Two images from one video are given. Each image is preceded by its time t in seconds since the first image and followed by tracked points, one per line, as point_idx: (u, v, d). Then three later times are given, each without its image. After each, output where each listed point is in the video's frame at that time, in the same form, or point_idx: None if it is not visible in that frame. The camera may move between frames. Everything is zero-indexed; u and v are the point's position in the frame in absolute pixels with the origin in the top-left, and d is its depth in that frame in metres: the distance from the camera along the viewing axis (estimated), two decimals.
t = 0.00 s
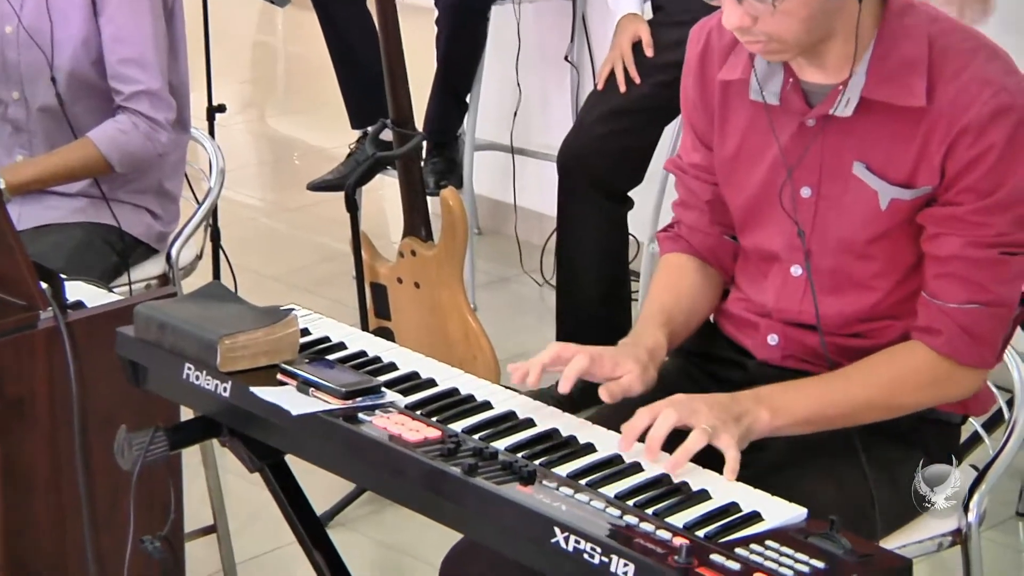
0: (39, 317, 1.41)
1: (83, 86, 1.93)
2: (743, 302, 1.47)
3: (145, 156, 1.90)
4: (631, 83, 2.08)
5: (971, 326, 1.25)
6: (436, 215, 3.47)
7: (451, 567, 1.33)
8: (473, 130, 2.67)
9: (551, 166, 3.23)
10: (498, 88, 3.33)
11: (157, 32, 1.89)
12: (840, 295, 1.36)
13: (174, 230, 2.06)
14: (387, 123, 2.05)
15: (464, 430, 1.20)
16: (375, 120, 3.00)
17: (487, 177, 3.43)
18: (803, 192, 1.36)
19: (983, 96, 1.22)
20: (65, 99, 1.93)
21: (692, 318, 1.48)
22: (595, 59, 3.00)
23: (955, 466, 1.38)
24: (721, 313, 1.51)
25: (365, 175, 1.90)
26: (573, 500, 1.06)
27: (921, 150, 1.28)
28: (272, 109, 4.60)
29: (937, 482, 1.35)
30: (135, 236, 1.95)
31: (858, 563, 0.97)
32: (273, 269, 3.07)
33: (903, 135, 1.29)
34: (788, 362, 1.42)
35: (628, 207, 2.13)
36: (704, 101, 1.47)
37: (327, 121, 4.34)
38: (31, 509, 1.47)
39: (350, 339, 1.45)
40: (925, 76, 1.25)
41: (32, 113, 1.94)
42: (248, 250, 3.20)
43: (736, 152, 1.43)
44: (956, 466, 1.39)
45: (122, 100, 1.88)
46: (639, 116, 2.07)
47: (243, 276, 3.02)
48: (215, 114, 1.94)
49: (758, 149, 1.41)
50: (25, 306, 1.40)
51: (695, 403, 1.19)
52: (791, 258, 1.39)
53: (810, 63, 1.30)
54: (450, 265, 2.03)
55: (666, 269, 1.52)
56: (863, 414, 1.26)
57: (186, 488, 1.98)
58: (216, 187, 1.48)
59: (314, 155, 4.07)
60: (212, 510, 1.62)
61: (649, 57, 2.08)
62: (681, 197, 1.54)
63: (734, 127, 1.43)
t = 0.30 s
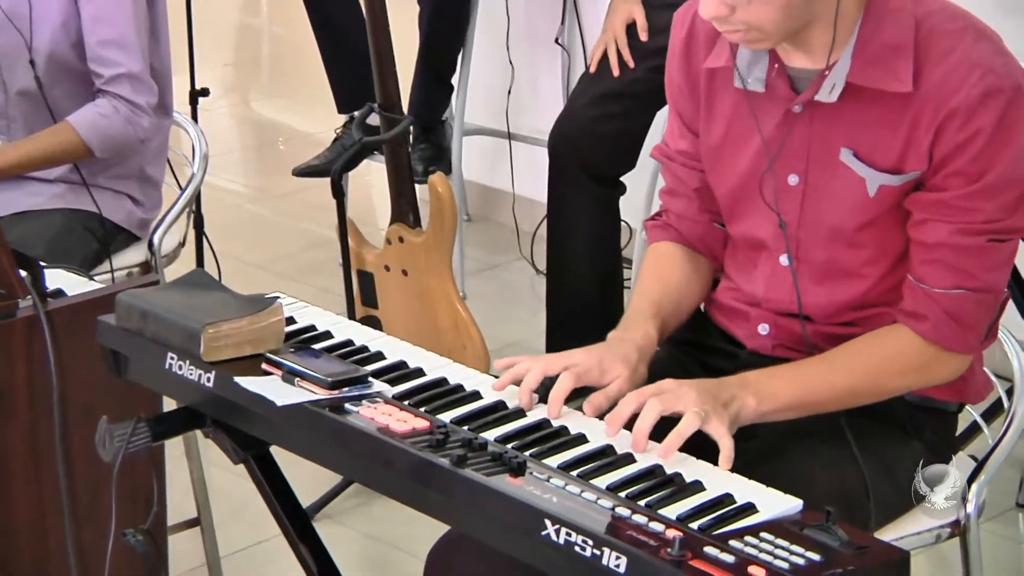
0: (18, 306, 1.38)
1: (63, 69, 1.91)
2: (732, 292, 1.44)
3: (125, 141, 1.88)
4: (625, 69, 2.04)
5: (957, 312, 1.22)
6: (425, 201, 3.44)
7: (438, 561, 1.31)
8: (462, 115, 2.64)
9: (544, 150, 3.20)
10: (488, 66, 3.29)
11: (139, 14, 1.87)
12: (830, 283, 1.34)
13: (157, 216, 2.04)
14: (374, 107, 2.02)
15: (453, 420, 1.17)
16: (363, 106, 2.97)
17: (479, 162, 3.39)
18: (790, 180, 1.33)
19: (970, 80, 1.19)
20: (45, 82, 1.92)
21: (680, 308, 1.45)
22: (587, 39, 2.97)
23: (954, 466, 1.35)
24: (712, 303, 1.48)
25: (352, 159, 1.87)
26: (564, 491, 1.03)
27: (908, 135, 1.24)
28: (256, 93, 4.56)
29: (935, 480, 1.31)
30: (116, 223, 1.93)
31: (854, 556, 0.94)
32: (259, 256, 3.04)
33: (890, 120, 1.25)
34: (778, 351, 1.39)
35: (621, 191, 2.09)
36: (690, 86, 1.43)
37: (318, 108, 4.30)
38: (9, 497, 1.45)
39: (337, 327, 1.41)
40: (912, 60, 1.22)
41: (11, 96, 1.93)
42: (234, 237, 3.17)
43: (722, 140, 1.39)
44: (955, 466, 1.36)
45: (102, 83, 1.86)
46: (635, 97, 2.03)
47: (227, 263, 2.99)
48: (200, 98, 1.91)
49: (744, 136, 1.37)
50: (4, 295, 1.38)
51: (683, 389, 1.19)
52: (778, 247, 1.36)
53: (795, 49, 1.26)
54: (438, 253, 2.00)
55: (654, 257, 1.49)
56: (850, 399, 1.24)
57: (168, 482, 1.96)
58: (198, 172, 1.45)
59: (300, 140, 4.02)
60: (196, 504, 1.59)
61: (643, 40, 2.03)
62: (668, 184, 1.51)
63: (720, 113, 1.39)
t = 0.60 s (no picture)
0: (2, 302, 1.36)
1: (48, 60, 1.89)
2: (729, 289, 1.41)
3: (112, 133, 1.87)
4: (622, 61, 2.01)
5: (959, 309, 1.19)
6: (418, 195, 3.41)
7: (432, 564, 1.28)
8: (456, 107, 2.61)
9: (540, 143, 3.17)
10: (482, 58, 3.26)
11: (126, 6, 1.85)
12: (827, 279, 1.31)
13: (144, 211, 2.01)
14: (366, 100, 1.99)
15: (447, 419, 1.14)
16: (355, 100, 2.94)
17: (477, 155, 3.37)
18: (785, 175, 1.30)
19: (968, 71, 1.16)
20: (29, 74, 1.89)
21: (676, 302, 1.43)
22: (584, 32, 2.95)
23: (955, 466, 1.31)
24: (709, 300, 1.45)
25: (344, 151, 1.83)
26: (561, 492, 1.00)
27: (905, 129, 1.21)
28: (245, 84, 4.52)
29: (935, 480, 1.28)
30: (102, 218, 1.90)
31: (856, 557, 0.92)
32: (249, 252, 3.00)
33: (886, 113, 1.22)
34: (778, 349, 1.36)
35: (619, 185, 2.06)
36: (683, 79, 1.40)
37: (312, 102, 4.26)
38: None
39: (328, 324, 1.38)
40: (907, 52, 1.19)
41: None
42: (225, 232, 3.13)
43: (715, 134, 1.36)
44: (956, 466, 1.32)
45: (88, 74, 1.84)
46: (638, 89, 2.00)
47: (217, 258, 2.96)
48: (187, 91, 1.89)
49: (737, 129, 1.34)
50: None
51: (676, 398, 1.15)
52: (774, 243, 1.33)
53: (787, 40, 1.23)
54: (432, 248, 1.97)
55: (648, 253, 1.46)
56: (854, 401, 1.21)
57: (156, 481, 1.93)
58: (187, 165, 1.43)
59: (290, 132, 3.99)
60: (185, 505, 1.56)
61: (643, 32, 1.99)
62: (660, 177, 1.48)
63: (713, 107, 1.36)
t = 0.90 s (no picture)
0: None
1: (34, 51, 1.87)
2: (733, 283, 1.37)
3: (100, 126, 1.84)
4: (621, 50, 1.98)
5: (969, 301, 1.16)
6: (414, 188, 3.38)
7: (427, 566, 1.25)
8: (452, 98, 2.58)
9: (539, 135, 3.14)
10: (478, 48, 3.23)
11: None
12: (832, 273, 1.28)
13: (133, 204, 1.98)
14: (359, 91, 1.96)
15: (443, 417, 1.11)
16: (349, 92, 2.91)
17: (474, 145, 3.33)
18: (789, 166, 1.27)
19: (975, 56, 1.13)
20: (15, 65, 1.87)
21: (677, 295, 1.40)
22: (583, 23, 2.92)
23: (955, 466, 1.27)
24: (710, 293, 1.42)
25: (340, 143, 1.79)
26: (561, 491, 0.97)
27: (911, 116, 1.18)
28: (237, 74, 4.48)
29: (937, 481, 1.25)
30: (90, 211, 1.87)
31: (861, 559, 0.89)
32: (242, 247, 2.97)
33: (891, 101, 1.19)
34: (781, 344, 1.33)
35: (617, 178, 2.02)
36: (684, 70, 1.37)
37: (307, 94, 4.22)
38: None
39: (321, 320, 1.35)
40: (912, 37, 1.16)
41: None
42: (218, 226, 3.10)
43: (717, 125, 1.33)
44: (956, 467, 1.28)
45: (76, 65, 1.82)
46: (637, 78, 1.97)
47: (208, 253, 2.93)
48: (177, 82, 1.86)
49: (739, 120, 1.31)
50: None
51: (678, 390, 1.12)
52: (778, 236, 1.30)
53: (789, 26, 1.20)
54: (427, 242, 1.94)
55: (649, 248, 1.44)
56: (864, 396, 1.18)
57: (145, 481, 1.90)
58: (177, 158, 1.41)
59: (282, 123, 3.95)
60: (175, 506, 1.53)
61: (639, 20, 1.97)
62: (660, 171, 1.45)
63: (714, 97, 1.33)
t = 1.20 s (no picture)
0: None
1: (22, 41, 1.84)
2: (738, 274, 1.35)
3: (90, 117, 1.81)
4: (623, 40, 1.96)
5: (979, 292, 1.14)
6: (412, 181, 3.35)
7: (425, 566, 1.22)
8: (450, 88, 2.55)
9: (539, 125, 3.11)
10: (477, 39, 3.20)
11: None
12: (841, 263, 1.25)
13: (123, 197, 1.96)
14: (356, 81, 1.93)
15: (441, 415, 1.08)
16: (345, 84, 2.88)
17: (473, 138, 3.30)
18: (799, 152, 1.24)
19: (989, 38, 1.10)
20: (3, 54, 1.84)
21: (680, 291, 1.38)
22: (584, 12, 2.89)
23: (956, 466, 1.23)
24: (716, 287, 1.39)
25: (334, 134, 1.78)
26: (561, 489, 0.94)
27: (924, 100, 1.16)
28: (229, 66, 4.44)
29: (937, 480, 1.22)
30: (80, 204, 1.85)
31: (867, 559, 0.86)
32: (236, 241, 2.94)
33: (904, 84, 1.17)
34: (787, 339, 1.30)
35: (618, 171, 2.00)
36: (693, 56, 1.34)
37: (304, 86, 4.19)
38: None
39: (316, 315, 1.32)
40: (926, 18, 1.13)
41: None
42: (212, 220, 3.07)
43: (725, 111, 1.31)
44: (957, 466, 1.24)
45: (64, 55, 1.80)
46: (640, 68, 1.95)
47: (201, 247, 2.90)
48: (168, 73, 1.84)
49: (748, 105, 1.29)
50: None
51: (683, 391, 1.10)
52: (787, 225, 1.27)
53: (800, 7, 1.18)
54: (424, 235, 1.91)
55: (654, 240, 1.41)
56: (876, 399, 1.16)
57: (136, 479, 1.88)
58: (168, 149, 1.39)
59: (276, 114, 3.92)
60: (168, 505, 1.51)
61: (640, 10, 1.94)
62: (667, 160, 1.43)
63: (723, 83, 1.31)
